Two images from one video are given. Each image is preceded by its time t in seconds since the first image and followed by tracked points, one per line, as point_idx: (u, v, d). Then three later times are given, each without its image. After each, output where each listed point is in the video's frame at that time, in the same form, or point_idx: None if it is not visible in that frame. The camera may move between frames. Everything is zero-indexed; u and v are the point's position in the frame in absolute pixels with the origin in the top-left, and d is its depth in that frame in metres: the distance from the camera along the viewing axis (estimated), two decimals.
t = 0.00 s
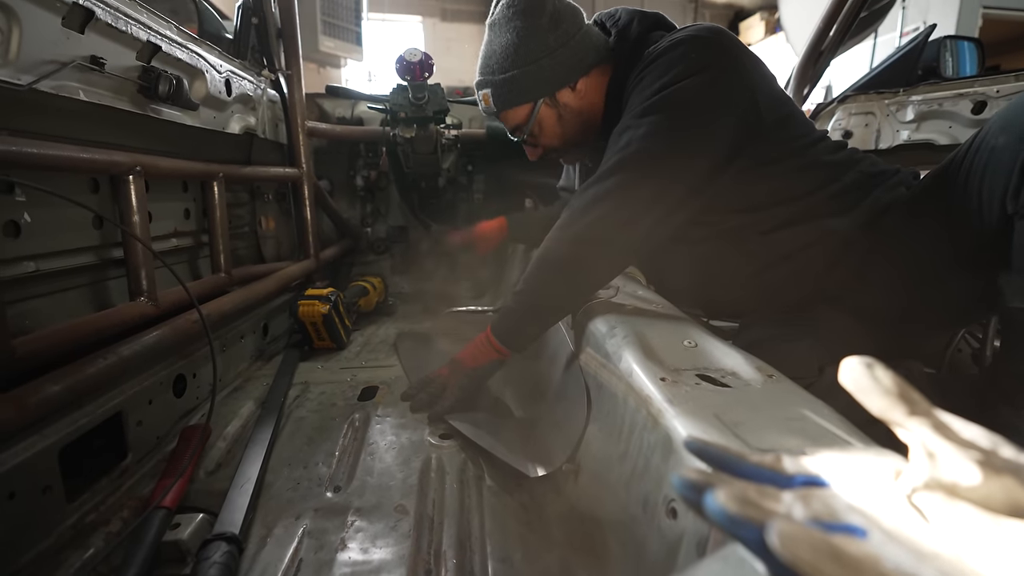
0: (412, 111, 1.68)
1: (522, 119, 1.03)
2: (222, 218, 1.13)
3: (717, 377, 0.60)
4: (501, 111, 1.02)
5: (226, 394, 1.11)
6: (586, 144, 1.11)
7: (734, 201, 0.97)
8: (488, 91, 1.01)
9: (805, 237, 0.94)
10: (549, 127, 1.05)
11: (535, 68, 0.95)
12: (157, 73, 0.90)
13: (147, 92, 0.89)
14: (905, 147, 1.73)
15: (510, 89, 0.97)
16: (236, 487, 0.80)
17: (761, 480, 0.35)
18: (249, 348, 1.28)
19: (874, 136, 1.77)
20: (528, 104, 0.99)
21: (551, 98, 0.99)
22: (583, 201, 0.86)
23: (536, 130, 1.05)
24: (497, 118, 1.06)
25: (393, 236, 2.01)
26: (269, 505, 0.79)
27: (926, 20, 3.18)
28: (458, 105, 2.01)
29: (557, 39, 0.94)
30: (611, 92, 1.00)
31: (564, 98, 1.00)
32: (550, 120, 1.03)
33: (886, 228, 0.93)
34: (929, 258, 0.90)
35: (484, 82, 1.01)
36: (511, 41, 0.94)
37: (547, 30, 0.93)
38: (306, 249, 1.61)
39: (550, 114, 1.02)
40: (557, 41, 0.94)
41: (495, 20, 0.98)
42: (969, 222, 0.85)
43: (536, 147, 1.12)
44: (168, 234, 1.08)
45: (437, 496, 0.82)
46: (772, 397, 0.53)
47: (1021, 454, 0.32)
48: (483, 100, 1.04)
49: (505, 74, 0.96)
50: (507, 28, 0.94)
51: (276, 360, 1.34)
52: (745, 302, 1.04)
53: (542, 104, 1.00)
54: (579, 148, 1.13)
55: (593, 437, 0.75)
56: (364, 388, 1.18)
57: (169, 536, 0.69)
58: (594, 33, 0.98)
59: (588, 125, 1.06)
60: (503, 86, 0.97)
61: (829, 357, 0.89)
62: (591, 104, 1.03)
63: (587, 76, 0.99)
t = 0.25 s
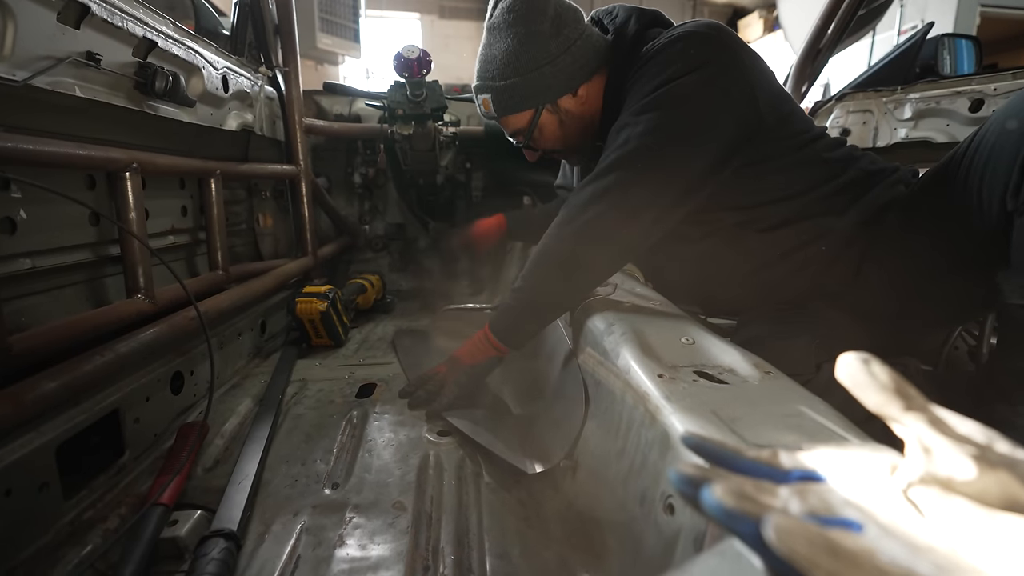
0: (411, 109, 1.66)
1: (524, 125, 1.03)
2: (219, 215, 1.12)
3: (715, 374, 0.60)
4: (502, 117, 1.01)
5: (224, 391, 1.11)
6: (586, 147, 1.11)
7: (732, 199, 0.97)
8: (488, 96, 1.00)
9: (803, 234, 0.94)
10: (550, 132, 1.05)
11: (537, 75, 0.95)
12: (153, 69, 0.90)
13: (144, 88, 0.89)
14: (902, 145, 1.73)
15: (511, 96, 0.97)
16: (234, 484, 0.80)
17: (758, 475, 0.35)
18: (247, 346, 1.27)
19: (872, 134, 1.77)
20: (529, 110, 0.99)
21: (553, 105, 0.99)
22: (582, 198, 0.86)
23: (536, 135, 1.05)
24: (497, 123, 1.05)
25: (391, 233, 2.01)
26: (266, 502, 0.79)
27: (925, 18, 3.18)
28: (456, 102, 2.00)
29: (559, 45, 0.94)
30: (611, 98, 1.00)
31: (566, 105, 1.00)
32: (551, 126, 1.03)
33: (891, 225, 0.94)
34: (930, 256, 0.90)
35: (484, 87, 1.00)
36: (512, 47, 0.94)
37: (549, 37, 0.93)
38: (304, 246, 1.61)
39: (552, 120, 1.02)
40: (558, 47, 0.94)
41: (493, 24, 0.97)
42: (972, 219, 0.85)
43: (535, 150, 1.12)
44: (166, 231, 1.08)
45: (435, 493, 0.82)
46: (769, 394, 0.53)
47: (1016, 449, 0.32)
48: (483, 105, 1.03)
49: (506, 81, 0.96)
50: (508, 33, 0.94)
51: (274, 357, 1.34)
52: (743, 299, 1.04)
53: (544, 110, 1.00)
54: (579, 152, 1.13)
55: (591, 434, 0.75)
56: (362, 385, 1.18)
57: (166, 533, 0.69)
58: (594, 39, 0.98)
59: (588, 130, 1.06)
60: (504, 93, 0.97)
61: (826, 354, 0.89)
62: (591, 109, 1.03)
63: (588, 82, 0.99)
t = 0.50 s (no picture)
0: (411, 107, 1.66)
1: (523, 116, 1.02)
2: (219, 212, 1.12)
3: (714, 371, 0.60)
4: (501, 108, 1.01)
5: (223, 388, 1.11)
6: (585, 140, 1.11)
7: (732, 197, 0.97)
8: (488, 87, 1.00)
9: (803, 232, 0.94)
10: (549, 123, 1.04)
11: (537, 64, 0.94)
12: (152, 66, 0.90)
13: (143, 85, 0.89)
14: (902, 143, 1.73)
15: (511, 85, 0.96)
16: (234, 481, 0.80)
17: (758, 471, 0.35)
18: (247, 343, 1.27)
19: (872, 133, 1.77)
20: (529, 100, 0.99)
21: (553, 94, 0.99)
22: (579, 194, 0.86)
23: (535, 125, 1.04)
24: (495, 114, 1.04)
25: (391, 231, 2.01)
26: (266, 499, 0.79)
27: (925, 17, 3.18)
28: (456, 99, 2.00)
29: (559, 34, 0.94)
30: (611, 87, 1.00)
31: (566, 94, 0.99)
32: (551, 116, 1.02)
33: (893, 222, 0.94)
34: (933, 256, 0.90)
35: (483, 78, 1.00)
36: (512, 36, 0.94)
37: (549, 26, 0.93)
38: (304, 243, 1.61)
39: (551, 111, 1.02)
40: (559, 36, 0.94)
41: (495, 15, 0.97)
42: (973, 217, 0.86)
43: (535, 143, 1.11)
44: (165, 228, 1.08)
45: (435, 490, 0.82)
46: (769, 392, 0.54)
47: (1016, 446, 0.32)
48: (482, 96, 1.02)
49: (506, 70, 0.96)
50: (509, 23, 0.94)
51: (274, 355, 1.34)
52: (742, 297, 1.04)
53: (543, 100, 0.99)
54: (578, 145, 1.12)
55: (591, 432, 0.75)
56: (362, 383, 1.18)
57: (166, 530, 0.69)
58: (594, 28, 0.99)
59: (587, 122, 1.06)
60: (504, 82, 0.97)
61: (826, 353, 0.89)
62: (591, 99, 1.03)
63: (588, 72, 0.99)
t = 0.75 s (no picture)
0: (409, 107, 1.67)
1: (521, 118, 1.03)
2: (217, 213, 1.12)
3: (712, 373, 0.60)
4: (498, 111, 1.01)
5: (221, 389, 1.11)
6: (583, 143, 1.11)
7: (729, 199, 0.97)
8: (486, 89, 1.00)
9: (800, 233, 0.94)
10: (547, 126, 1.04)
11: (534, 68, 0.94)
12: (150, 67, 0.90)
13: (140, 85, 0.89)
14: (900, 145, 1.74)
15: (508, 89, 0.97)
16: (231, 482, 0.80)
17: (754, 473, 0.35)
18: (244, 344, 1.27)
19: (870, 134, 1.78)
20: (527, 104, 0.99)
21: (550, 98, 0.99)
22: (578, 197, 0.86)
23: (533, 128, 1.05)
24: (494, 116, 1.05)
25: (389, 232, 2.01)
26: (264, 500, 0.79)
27: (923, 19, 3.19)
28: (455, 100, 2.00)
29: (556, 38, 0.94)
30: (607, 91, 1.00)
31: (563, 98, 1.00)
32: (548, 119, 1.03)
33: (890, 221, 0.94)
34: (929, 253, 0.91)
35: (481, 81, 1.00)
36: (509, 41, 0.94)
37: (546, 30, 0.93)
38: (302, 244, 1.60)
39: (548, 114, 1.02)
40: (555, 41, 0.94)
41: (492, 18, 0.97)
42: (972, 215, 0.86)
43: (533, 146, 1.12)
44: (163, 229, 1.08)
45: (433, 491, 0.82)
46: (766, 393, 0.54)
47: (1011, 448, 0.33)
48: (481, 98, 1.03)
49: (503, 74, 0.96)
50: (506, 26, 0.94)
51: (272, 356, 1.33)
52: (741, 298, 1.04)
53: (541, 103, 1.00)
54: (576, 147, 1.13)
55: (588, 433, 0.75)
56: (360, 384, 1.18)
57: (163, 531, 0.69)
58: (591, 32, 0.99)
59: (585, 125, 1.06)
60: (501, 86, 0.97)
61: (823, 354, 0.89)
62: (588, 104, 1.03)
63: (585, 78, 0.99)
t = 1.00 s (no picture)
0: (408, 107, 1.66)
1: (519, 121, 1.03)
2: (216, 213, 1.12)
3: (712, 372, 0.60)
4: (497, 114, 1.01)
5: (221, 389, 1.11)
6: (582, 145, 1.11)
7: (729, 198, 0.97)
8: (484, 92, 1.01)
9: (800, 231, 0.94)
10: (546, 129, 1.05)
11: (532, 72, 0.94)
12: (149, 66, 0.90)
13: (139, 85, 0.89)
14: (899, 143, 1.74)
15: (507, 93, 0.97)
16: (231, 482, 0.80)
17: (754, 472, 0.35)
18: (244, 344, 1.27)
19: (869, 133, 1.78)
20: (525, 107, 0.99)
21: (548, 102, 0.99)
22: (577, 196, 0.86)
23: (531, 131, 1.05)
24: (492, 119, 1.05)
25: (389, 231, 2.01)
26: (264, 500, 0.79)
27: (922, 17, 3.19)
28: (454, 99, 2.00)
29: (554, 42, 0.94)
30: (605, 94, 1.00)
31: (562, 102, 1.00)
32: (547, 122, 1.03)
33: (890, 219, 0.94)
34: (930, 249, 0.90)
35: (480, 84, 1.00)
36: (507, 44, 0.94)
37: (544, 33, 0.93)
38: (301, 244, 1.60)
39: (547, 117, 1.02)
40: (553, 44, 0.94)
41: (489, 21, 0.97)
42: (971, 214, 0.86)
43: (532, 148, 1.12)
44: (162, 229, 1.07)
45: (433, 491, 0.82)
46: (766, 392, 0.54)
47: (1010, 446, 0.33)
48: (479, 101, 1.03)
49: (500, 78, 0.96)
50: (503, 30, 0.94)
51: (271, 356, 1.33)
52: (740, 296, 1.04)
53: (539, 107, 1.00)
54: (575, 149, 1.13)
55: (588, 432, 0.75)
56: (360, 383, 1.18)
57: (163, 531, 0.69)
58: (589, 35, 0.98)
59: (583, 128, 1.06)
60: (499, 90, 0.97)
61: (823, 353, 0.90)
62: (587, 107, 1.03)
63: (583, 81, 0.99)
